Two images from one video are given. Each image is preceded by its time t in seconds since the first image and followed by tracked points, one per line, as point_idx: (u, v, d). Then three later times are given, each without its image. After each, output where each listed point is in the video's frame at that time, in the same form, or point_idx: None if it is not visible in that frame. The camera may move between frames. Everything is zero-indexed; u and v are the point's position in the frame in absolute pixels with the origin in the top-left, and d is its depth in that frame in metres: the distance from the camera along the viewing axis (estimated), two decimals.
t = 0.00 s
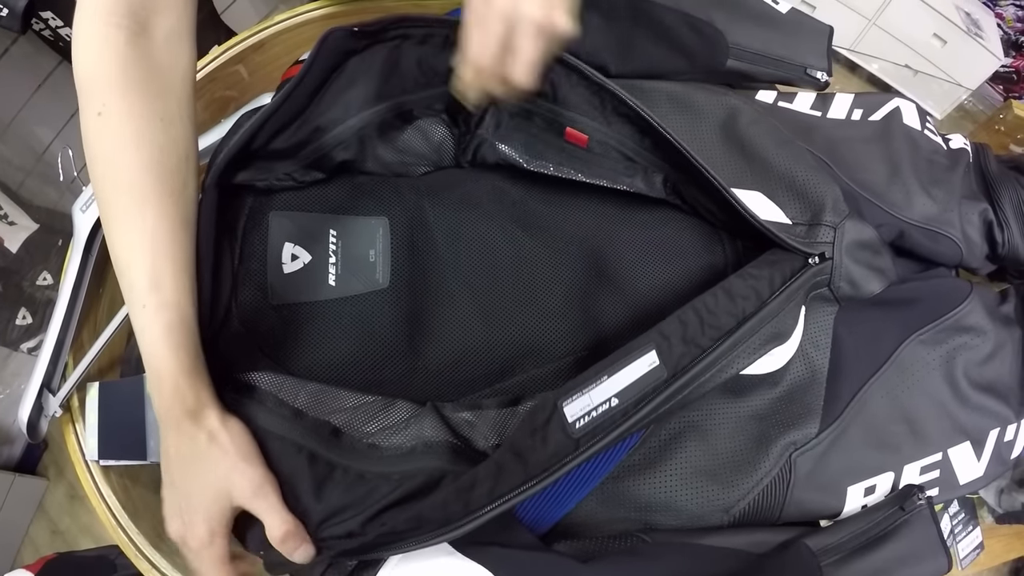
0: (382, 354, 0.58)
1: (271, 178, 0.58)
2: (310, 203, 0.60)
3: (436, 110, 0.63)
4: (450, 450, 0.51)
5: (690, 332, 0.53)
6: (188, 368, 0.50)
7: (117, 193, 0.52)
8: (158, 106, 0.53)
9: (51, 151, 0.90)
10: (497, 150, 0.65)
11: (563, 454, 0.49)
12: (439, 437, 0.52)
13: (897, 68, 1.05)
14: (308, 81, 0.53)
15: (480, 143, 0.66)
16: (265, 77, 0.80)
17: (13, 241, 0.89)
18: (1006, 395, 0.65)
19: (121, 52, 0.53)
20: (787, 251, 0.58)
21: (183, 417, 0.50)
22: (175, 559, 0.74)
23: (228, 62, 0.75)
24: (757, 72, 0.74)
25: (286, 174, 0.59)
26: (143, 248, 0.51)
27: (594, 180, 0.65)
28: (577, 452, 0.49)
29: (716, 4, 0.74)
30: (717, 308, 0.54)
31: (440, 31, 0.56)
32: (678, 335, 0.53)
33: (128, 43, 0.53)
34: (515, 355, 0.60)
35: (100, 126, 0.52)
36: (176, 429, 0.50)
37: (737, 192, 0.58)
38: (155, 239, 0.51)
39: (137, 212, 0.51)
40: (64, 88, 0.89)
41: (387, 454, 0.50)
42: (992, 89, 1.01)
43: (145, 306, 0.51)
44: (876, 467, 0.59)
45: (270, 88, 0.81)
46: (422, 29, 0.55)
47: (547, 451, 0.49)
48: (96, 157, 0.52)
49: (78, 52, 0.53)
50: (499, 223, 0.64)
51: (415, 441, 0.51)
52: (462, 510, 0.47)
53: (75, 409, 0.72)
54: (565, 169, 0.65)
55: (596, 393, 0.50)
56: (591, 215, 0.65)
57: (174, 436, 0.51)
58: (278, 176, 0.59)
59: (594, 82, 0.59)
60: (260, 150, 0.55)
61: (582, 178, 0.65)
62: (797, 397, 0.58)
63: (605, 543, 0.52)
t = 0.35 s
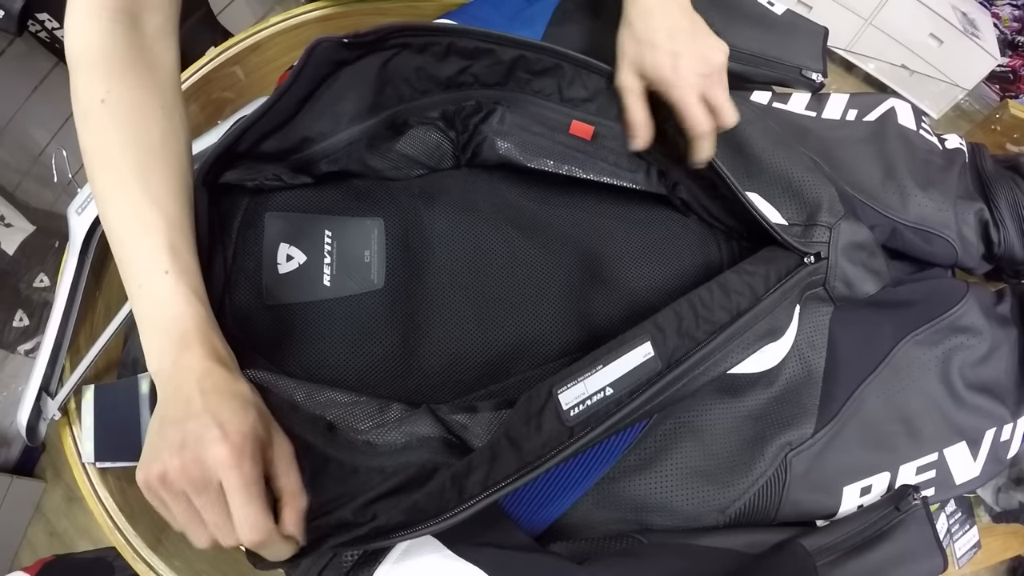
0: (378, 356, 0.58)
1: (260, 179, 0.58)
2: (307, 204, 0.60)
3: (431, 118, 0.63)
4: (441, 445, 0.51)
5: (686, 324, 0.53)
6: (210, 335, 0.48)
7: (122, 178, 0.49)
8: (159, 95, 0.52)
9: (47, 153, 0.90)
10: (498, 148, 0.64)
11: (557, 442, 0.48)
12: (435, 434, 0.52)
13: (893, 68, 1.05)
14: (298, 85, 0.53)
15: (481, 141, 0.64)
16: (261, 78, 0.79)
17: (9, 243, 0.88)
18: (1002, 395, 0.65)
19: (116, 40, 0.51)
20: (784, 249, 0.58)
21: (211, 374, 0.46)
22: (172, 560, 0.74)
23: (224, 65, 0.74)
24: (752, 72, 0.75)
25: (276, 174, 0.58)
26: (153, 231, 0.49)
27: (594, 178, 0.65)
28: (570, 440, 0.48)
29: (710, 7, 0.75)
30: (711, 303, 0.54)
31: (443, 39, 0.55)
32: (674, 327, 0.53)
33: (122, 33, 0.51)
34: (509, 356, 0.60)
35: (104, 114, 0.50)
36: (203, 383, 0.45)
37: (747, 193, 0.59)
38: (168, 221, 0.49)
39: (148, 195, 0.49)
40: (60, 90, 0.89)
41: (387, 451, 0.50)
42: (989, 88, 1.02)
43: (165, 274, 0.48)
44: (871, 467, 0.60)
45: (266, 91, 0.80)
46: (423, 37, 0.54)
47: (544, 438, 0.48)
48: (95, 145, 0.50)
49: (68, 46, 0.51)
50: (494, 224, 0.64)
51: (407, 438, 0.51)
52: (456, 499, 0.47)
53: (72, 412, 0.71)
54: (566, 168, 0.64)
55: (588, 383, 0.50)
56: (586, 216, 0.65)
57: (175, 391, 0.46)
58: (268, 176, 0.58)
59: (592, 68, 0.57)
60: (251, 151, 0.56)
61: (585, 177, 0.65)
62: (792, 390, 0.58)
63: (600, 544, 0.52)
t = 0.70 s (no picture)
0: (370, 356, 0.58)
1: (251, 178, 0.57)
2: (301, 203, 0.60)
3: (424, 120, 0.62)
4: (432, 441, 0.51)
5: (679, 314, 0.53)
6: (236, 304, 0.44)
7: (116, 158, 0.46)
8: (152, 82, 0.50)
9: (41, 154, 0.89)
10: (493, 144, 0.64)
11: (549, 430, 0.48)
12: (425, 431, 0.52)
13: (888, 67, 1.04)
14: (289, 87, 0.52)
15: (476, 138, 0.65)
16: (253, 79, 0.79)
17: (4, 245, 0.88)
18: (998, 393, 0.65)
19: (102, 31, 0.49)
20: (782, 244, 0.59)
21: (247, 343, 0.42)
22: (167, 562, 0.74)
23: (218, 65, 0.74)
24: (745, 71, 0.75)
25: (267, 174, 0.58)
26: (156, 207, 0.45)
27: (586, 171, 0.65)
28: (567, 426, 0.48)
29: (705, 4, 0.75)
30: (707, 293, 0.54)
31: (437, 41, 0.55)
32: (668, 316, 0.52)
33: (109, 27, 0.49)
34: (503, 355, 0.60)
35: (96, 97, 0.47)
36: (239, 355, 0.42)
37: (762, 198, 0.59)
38: (171, 195, 0.46)
39: (147, 171, 0.46)
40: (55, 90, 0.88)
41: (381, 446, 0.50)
42: (984, 87, 1.01)
43: (179, 244, 0.45)
44: (867, 464, 0.59)
45: (259, 90, 0.80)
46: (417, 40, 0.54)
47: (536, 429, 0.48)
48: (87, 128, 0.46)
49: (49, 43, 0.49)
50: (487, 224, 0.64)
51: (399, 430, 0.51)
52: (447, 487, 0.45)
53: (67, 413, 0.70)
54: (560, 161, 0.64)
55: (584, 370, 0.49)
56: (578, 216, 0.65)
57: (211, 373, 0.41)
58: (259, 176, 0.57)
59: (597, 71, 0.57)
60: (242, 150, 0.55)
61: (580, 169, 0.65)
62: (786, 383, 0.58)
63: (594, 544, 0.52)
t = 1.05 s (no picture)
0: (365, 354, 0.58)
1: (244, 177, 0.57)
2: (298, 205, 0.60)
3: (415, 119, 0.61)
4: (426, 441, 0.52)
5: (683, 322, 0.52)
6: (246, 308, 0.44)
7: (123, 159, 0.46)
8: (150, 79, 0.50)
9: (39, 154, 0.89)
10: (486, 146, 0.64)
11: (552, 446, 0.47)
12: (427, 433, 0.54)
13: (885, 66, 1.05)
14: (279, 87, 0.52)
15: (470, 140, 0.64)
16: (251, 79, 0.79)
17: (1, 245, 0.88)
18: (994, 391, 0.65)
19: (94, 28, 0.48)
20: (776, 243, 0.58)
21: (271, 369, 0.42)
22: (165, 562, 0.73)
23: (215, 64, 0.74)
24: (741, 71, 0.75)
25: (259, 173, 0.58)
26: (158, 209, 0.45)
27: (579, 172, 0.65)
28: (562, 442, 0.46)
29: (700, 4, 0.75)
30: (710, 299, 0.53)
31: (428, 42, 0.54)
32: (674, 326, 0.52)
33: (104, 24, 0.49)
34: (497, 354, 0.60)
35: (93, 99, 0.47)
36: (264, 383, 0.41)
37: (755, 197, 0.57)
38: (174, 192, 0.46)
39: (148, 170, 0.46)
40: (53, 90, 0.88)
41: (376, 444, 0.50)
42: (981, 86, 1.01)
43: (185, 251, 0.44)
44: (862, 463, 0.60)
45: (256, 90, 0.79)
46: (406, 40, 0.53)
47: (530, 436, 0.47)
48: (86, 131, 0.46)
49: (42, 45, 0.49)
50: (482, 223, 0.64)
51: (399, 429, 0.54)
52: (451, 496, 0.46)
53: (64, 413, 0.70)
54: (549, 163, 0.64)
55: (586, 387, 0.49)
56: (573, 216, 0.66)
57: (239, 392, 0.41)
58: (251, 176, 0.58)
59: (591, 72, 0.55)
60: (233, 149, 0.55)
61: (572, 172, 0.65)
62: (782, 382, 0.58)
63: (589, 542, 0.52)
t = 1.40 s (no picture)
0: (365, 357, 0.58)
1: (243, 180, 0.57)
2: (298, 207, 0.60)
3: (411, 122, 0.61)
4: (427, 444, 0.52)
5: (688, 332, 0.53)
6: (233, 336, 0.44)
7: (115, 171, 0.46)
8: (150, 89, 0.50)
9: (40, 158, 0.90)
10: (485, 155, 0.64)
11: (554, 458, 0.49)
12: (427, 436, 0.53)
13: (885, 69, 1.05)
14: (276, 89, 0.52)
15: (468, 149, 0.64)
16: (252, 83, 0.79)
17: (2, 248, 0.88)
18: (994, 392, 0.65)
19: (95, 37, 0.49)
20: (774, 250, 0.58)
21: (260, 407, 0.42)
22: (165, 565, 0.73)
23: (216, 69, 0.74)
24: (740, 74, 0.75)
25: (258, 176, 0.58)
26: (150, 226, 0.45)
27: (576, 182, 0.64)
28: (569, 452, 0.49)
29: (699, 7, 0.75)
30: (713, 308, 0.54)
31: (423, 43, 0.54)
32: (677, 337, 0.53)
33: (105, 32, 0.49)
34: (498, 357, 0.60)
35: (89, 110, 0.47)
36: (253, 423, 0.41)
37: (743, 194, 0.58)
38: (164, 208, 0.46)
39: (140, 184, 0.46)
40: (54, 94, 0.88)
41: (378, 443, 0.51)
42: (981, 88, 1.01)
43: (173, 274, 0.45)
44: (863, 465, 0.60)
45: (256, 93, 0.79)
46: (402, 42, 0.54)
47: (530, 448, 0.48)
48: (81, 142, 0.47)
49: (45, 54, 0.49)
50: (483, 226, 0.65)
51: (401, 434, 0.53)
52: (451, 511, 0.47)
53: (65, 415, 0.71)
54: (548, 174, 0.64)
55: (591, 402, 0.50)
56: (573, 219, 0.66)
57: (230, 419, 0.42)
58: (250, 178, 0.58)
59: (586, 74, 0.56)
60: (232, 152, 0.55)
61: (570, 181, 0.64)
62: (781, 386, 0.58)
63: (590, 544, 0.53)
